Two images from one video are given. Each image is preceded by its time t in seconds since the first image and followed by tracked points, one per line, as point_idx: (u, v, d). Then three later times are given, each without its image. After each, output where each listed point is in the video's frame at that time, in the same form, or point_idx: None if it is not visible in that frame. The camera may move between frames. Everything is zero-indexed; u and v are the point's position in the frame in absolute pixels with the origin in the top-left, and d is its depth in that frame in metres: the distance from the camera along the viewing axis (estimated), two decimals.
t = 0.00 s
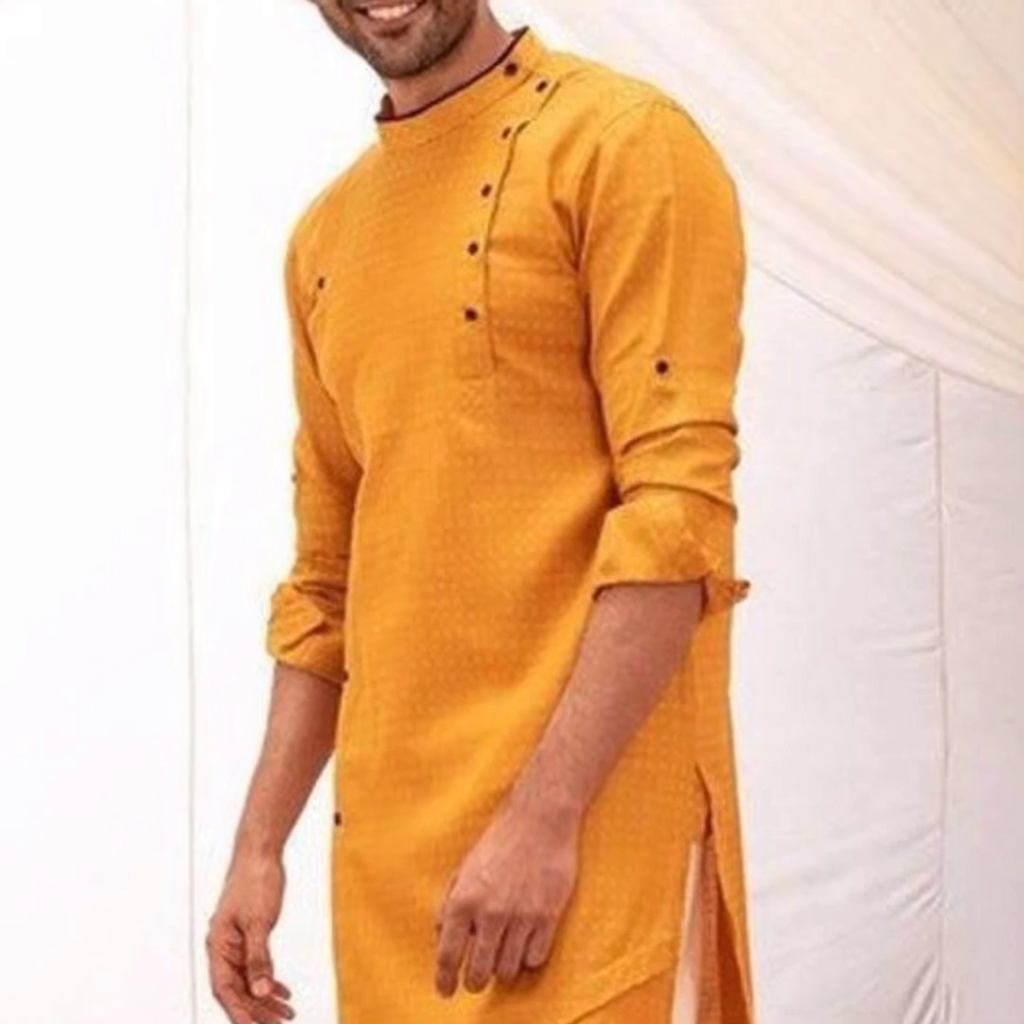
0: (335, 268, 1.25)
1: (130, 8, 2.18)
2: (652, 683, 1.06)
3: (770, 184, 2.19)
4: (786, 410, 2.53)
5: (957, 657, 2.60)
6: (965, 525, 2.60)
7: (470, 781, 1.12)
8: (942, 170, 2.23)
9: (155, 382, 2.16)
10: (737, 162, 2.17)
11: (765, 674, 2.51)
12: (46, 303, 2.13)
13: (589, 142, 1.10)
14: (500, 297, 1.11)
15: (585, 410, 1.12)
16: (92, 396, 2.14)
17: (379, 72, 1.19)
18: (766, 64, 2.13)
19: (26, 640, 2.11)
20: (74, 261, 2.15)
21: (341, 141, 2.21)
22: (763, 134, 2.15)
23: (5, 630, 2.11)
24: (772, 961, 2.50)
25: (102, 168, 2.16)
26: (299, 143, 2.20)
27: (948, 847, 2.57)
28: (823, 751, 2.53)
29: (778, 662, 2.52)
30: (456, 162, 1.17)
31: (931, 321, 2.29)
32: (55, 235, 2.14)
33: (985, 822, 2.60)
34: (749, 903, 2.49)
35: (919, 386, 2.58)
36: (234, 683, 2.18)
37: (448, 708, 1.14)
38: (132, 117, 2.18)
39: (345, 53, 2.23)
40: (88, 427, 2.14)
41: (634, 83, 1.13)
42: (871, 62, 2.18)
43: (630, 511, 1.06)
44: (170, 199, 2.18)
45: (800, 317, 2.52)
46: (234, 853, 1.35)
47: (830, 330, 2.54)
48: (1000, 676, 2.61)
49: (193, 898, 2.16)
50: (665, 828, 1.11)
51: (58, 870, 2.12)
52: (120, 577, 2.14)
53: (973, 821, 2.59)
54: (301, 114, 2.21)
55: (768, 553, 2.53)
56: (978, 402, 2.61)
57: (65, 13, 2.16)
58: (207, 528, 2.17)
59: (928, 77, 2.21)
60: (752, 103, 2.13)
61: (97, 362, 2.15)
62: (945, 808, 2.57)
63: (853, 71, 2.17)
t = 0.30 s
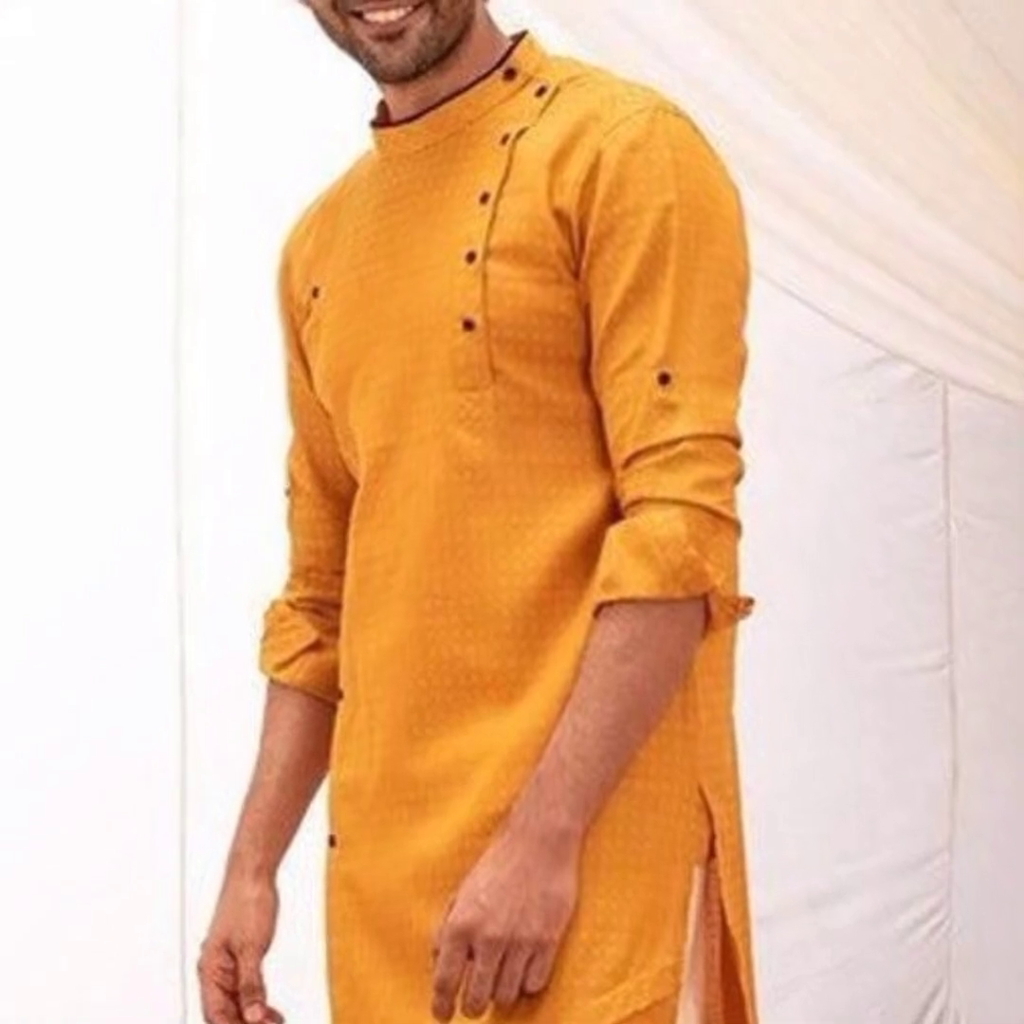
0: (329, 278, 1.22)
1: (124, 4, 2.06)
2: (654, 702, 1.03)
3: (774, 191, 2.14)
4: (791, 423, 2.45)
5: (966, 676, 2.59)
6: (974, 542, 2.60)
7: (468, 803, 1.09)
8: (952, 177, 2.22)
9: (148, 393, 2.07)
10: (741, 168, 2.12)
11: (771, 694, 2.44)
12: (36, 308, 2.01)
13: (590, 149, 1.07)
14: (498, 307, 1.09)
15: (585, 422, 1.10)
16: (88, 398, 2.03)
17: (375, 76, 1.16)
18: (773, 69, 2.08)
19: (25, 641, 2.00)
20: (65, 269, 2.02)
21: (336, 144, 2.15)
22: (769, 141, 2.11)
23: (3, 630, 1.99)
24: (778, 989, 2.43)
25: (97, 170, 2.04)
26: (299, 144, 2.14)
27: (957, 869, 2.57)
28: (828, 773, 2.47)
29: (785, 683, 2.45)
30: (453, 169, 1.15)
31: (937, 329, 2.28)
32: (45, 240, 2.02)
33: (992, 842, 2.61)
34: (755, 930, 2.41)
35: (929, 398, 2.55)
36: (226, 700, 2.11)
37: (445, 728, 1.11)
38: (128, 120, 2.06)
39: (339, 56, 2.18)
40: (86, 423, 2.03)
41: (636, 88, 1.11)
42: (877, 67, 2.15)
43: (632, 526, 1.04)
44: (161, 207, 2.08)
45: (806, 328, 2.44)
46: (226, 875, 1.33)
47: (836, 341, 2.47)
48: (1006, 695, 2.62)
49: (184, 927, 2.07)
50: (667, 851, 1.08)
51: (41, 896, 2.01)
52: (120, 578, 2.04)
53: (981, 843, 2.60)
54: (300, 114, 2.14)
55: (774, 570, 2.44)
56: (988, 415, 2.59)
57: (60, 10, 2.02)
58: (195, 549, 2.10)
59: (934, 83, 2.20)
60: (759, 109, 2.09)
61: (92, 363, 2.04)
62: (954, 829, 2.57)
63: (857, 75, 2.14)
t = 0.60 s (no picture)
0: (323, 288, 1.20)
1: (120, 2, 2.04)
2: (656, 722, 1.01)
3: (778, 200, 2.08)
4: (796, 435, 2.36)
5: (975, 697, 2.45)
6: (985, 557, 2.46)
7: (465, 826, 1.06)
8: (960, 185, 2.15)
9: (140, 402, 2.03)
10: (745, 176, 2.07)
11: (775, 712, 2.35)
12: (34, 310, 2.00)
13: (590, 155, 1.05)
14: (497, 318, 1.06)
15: (586, 436, 1.07)
16: (84, 400, 2.02)
17: (370, 81, 1.14)
18: (775, 73, 2.04)
19: (24, 641, 1.99)
20: (62, 271, 2.01)
21: (332, 147, 2.08)
22: (772, 147, 2.05)
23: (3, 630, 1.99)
24: (782, 1015, 2.37)
25: (95, 165, 2.02)
26: (297, 143, 2.07)
27: (965, 893, 2.45)
28: (833, 796, 2.38)
29: (790, 702, 2.36)
30: (450, 177, 1.12)
31: (947, 342, 2.18)
32: (43, 241, 2.01)
33: (1003, 865, 2.47)
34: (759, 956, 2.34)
35: (936, 411, 2.41)
36: (219, 715, 2.07)
37: (442, 749, 1.08)
38: (124, 119, 2.04)
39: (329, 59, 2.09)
40: (77, 421, 2.01)
41: (638, 94, 1.08)
42: (883, 68, 2.10)
43: (633, 542, 1.01)
44: (154, 210, 2.04)
45: (810, 339, 2.35)
46: (217, 898, 1.30)
47: (842, 350, 2.36)
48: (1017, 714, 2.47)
49: (174, 946, 2.04)
50: (670, 875, 1.05)
51: (37, 901, 2.00)
52: (120, 579, 2.02)
53: (991, 865, 2.46)
54: (299, 115, 2.08)
55: (778, 587, 2.36)
56: (997, 427, 2.45)
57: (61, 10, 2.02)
58: (188, 563, 2.06)
59: (943, 87, 2.14)
60: (762, 115, 2.04)
61: (88, 367, 2.02)
62: (962, 853, 2.44)
63: (862, 78, 2.09)
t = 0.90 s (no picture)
0: (317, 297, 1.17)
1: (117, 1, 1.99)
2: (659, 743, 0.98)
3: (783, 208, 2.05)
4: (802, 448, 2.33)
5: (986, 716, 2.43)
6: (995, 573, 2.43)
7: (463, 849, 1.03)
8: (969, 192, 2.13)
9: (128, 414, 1.98)
10: (749, 183, 2.04)
11: (779, 732, 2.33)
12: (28, 314, 1.95)
13: (591, 162, 1.02)
14: (495, 329, 1.03)
15: (586, 449, 1.04)
16: (75, 396, 1.96)
17: (365, 86, 1.11)
18: (780, 78, 2.02)
19: (25, 640, 1.94)
20: (55, 268, 1.96)
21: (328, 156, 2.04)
22: (777, 154, 2.03)
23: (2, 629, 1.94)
24: None
25: (92, 168, 1.97)
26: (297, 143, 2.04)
27: (975, 918, 2.42)
28: (839, 818, 2.35)
29: (796, 720, 2.33)
30: (447, 185, 1.10)
31: (956, 353, 2.16)
32: (40, 234, 1.95)
33: (1012, 887, 2.45)
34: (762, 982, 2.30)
35: (945, 423, 2.38)
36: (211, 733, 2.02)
37: (439, 771, 1.05)
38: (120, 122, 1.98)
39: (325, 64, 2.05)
40: (72, 427, 1.96)
41: (639, 99, 1.06)
42: (892, 74, 2.09)
43: (635, 558, 0.98)
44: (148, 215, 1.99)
45: (816, 353, 2.32)
46: (208, 920, 1.28)
47: (849, 362, 2.33)
48: None
49: (165, 975, 1.99)
50: (672, 898, 1.02)
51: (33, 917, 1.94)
52: (120, 579, 1.97)
53: (1001, 887, 2.44)
54: (298, 114, 2.04)
55: (782, 603, 2.33)
56: (1007, 441, 2.42)
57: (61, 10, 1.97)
58: (177, 580, 2.00)
59: (953, 93, 2.13)
60: (767, 121, 2.01)
61: (78, 363, 1.96)
62: (972, 876, 2.42)
63: (868, 82, 2.07)
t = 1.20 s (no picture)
0: (311, 309, 1.15)
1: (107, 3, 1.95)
2: (661, 765, 0.95)
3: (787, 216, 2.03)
4: (808, 464, 2.30)
5: (995, 739, 2.39)
6: (1005, 592, 2.40)
7: (460, 874, 1.00)
8: (977, 201, 2.09)
9: (120, 424, 1.95)
10: (754, 192, 2.02)
11: (786, 753, 2.29)
12: (26, 317, 1.93)
13: (591, 169, 1.00)
14: (493, 341, 1.01)
15: (586, 464, 1.02)
16: (70, 405, 1.94)
17: (360, 92, 1.09)
18: (784, 83, 1.99)
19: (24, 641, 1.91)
20: (53, 275, 1.93)
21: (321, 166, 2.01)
22: (782, 161, 2.00)
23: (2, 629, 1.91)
24: None
25: (89, 173, 1.95)
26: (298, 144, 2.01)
27: (986, 946, 2.37)
28: (845, 841, 2.32)
29: (802, 741, 2.30)
30: (444, 193, 1.07)
31: (965, 363, 2.12)
32: (38, 240, 1.93)
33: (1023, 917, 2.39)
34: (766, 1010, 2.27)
35: (954, 438, 2.36)
36: (201, 758, 1.98)
37: (435, 794, 1.02)
38: (116, 126, 1.96)
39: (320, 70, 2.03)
40: (67, 436, 1.93)
41: (641, 105, 1.03)
42: (897, 75, 2.06)
43: (636, 575, 0.95)
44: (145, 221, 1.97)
45: (821, 367, 2.30)
46: (199, 947, 1.25)
47: (856, 374, 2.30)
48: None
49: (155, 1000, 1.95)
50: (675, 925, 0.99)
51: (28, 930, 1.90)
52: (120, 579, 1.94)
53: (1012, 915, 2.39)
54: (298, 114, 2.01)
55: (788, 623, 2.29)
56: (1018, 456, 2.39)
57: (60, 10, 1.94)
58: (168, 595, 1.97)
59: (963, 99, 2.10)
60: (771, 128, 1.99)
61: (72, 373, 1.93)
62: (981, 902, 2.37)
63: (872, 85, 2.04)
